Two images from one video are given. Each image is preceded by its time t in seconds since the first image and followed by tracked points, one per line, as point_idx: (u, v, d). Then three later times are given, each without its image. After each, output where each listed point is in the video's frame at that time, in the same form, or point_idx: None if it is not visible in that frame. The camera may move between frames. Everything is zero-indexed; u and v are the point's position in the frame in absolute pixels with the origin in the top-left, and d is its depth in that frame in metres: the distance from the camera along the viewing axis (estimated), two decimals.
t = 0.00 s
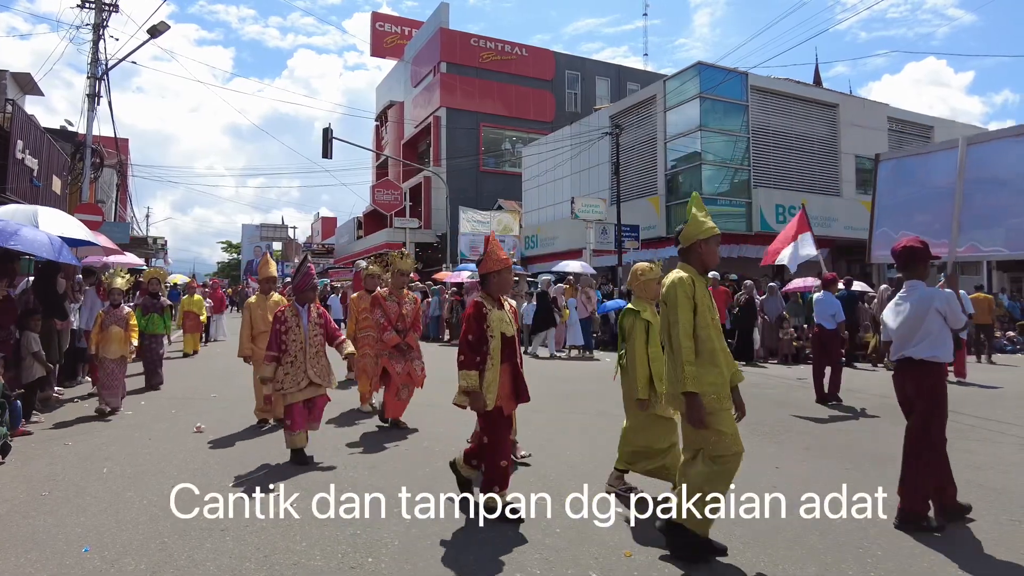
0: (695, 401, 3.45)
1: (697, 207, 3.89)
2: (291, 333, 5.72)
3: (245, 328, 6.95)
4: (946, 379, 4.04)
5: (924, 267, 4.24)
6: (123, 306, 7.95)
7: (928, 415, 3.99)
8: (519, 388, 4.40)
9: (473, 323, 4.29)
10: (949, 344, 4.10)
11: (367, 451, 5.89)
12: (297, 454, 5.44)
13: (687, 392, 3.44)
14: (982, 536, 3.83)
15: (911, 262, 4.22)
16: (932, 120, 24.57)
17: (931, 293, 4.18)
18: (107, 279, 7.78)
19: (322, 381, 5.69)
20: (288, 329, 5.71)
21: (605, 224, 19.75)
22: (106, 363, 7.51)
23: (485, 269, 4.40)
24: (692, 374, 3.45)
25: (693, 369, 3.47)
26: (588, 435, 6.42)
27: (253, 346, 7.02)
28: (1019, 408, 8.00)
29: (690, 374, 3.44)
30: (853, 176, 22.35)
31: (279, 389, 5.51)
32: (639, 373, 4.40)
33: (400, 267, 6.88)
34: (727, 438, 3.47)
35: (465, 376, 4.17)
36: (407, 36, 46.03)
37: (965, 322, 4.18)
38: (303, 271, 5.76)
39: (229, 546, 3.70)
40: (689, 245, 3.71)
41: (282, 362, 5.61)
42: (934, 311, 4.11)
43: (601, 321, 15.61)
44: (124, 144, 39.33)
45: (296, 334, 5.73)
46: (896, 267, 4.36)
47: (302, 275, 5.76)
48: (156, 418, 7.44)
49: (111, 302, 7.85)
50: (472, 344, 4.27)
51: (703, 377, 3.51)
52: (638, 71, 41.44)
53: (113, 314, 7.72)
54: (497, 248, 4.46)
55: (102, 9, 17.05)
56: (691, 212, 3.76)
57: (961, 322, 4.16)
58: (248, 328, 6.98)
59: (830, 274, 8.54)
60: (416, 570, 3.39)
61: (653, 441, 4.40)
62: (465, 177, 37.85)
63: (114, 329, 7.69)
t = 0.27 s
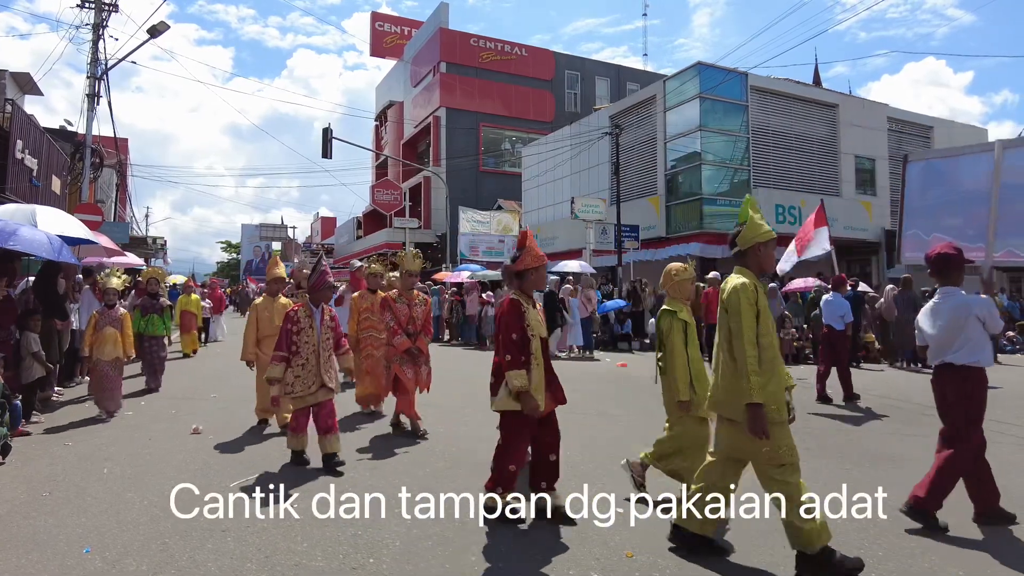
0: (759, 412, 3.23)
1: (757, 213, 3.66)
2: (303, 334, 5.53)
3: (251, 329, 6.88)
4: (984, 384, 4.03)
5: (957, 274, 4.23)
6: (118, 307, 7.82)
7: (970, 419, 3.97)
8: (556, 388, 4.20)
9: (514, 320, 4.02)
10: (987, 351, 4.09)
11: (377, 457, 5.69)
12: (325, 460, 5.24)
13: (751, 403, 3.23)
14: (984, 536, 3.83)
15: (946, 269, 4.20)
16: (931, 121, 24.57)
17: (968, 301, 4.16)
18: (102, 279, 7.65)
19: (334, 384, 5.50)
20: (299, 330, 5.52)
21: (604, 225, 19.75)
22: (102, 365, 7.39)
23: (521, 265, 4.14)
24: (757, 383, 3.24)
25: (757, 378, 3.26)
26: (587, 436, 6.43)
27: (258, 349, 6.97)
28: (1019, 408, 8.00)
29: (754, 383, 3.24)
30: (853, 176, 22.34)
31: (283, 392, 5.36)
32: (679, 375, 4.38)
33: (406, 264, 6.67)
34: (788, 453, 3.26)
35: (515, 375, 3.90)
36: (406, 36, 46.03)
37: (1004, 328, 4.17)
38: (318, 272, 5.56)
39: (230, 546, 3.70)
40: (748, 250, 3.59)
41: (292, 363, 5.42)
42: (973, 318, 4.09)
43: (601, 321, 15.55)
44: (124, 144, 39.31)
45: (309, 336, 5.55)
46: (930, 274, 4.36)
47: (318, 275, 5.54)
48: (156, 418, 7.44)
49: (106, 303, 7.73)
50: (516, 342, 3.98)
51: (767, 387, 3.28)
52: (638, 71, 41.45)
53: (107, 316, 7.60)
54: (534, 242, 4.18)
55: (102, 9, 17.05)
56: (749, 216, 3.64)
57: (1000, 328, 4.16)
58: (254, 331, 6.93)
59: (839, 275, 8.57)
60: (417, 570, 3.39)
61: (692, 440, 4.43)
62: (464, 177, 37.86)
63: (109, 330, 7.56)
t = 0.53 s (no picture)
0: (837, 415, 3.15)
1: (814, 206, 3.59)
2: (324, 331, 5.36)
3: (261, 326, 6.65)
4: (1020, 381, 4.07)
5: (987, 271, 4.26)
6: (117, 308, 7.53)
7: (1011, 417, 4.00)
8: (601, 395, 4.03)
9: (563, 325, 3.88)
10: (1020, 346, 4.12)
11: (388, 464, 5.47)
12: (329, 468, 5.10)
13: (829, 403, 3.15)
14: (984, 536, 3.83)
15: (976, 266, 4.24)
16: (931, 120, 24.56)
17: (1001, 297, 4.18)
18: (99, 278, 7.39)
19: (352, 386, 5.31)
20: (317, 326, 5.36)
21: (604, 225, 19.75)
22: (99, 367, 7.06)
23: (563, 267, 4.03)
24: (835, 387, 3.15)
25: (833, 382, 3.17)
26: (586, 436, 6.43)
27: (268, 347, 6.74)
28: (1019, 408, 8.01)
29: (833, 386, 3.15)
30: (853, 176, 22.34)
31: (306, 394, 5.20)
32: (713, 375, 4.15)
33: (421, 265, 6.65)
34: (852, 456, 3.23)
35: (568, 382, 3.77)
36: (406, 36, 46.04)
37: None
38: (343, 269, 5.35)
39: (230, 546, 3.70)
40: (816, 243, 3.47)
41: (310, 362, 5.25)
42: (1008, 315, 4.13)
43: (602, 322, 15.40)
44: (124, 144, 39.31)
45: (329, 334, 5.36)
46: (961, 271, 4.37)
47: (343, 272, 5.32)
48: (156, 418, 7.44)
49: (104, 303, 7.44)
50: (564, 347, 3.85)
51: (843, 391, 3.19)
52: (638, 71, 41.46)
53: (105, 316, 7.31)
54: (572, 243, 4.07)
55: (102, 9, 17.06)
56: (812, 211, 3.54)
57: None
58: (263, 328, 6.69)
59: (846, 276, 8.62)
60: (418, 570, 3.39)
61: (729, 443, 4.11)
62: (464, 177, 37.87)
63: (106, 331, 7.26)
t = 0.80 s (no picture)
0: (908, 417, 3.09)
1: (872, 208, 3.60)
2: (337, 334, 5.10)
3: (265, 329, 6.19)
4: None
5: None
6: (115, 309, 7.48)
7: None
8: (646, 396, 3.85)
9: (604, 324, 3.72)
10: None
11: (406, 470, 5.27)
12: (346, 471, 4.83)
13: (904, 403, 3.08)
14: (983, 536, 3.83)
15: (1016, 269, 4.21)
16: (931, 120, 24.55)
17: None
18: (98, 279, 7.31)
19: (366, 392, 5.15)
20: (331, 330, 5.09)
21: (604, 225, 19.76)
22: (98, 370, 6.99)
23: (603, 267, 3.87)
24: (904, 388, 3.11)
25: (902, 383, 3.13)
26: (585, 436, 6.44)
27: (271, 350, 6.27)
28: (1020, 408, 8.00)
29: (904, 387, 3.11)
30: (853, 176, 22.34)
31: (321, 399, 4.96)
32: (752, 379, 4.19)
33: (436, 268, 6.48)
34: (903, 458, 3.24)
35: (606, 384, 3.59)
36: (406, 36, 46.04)
37: None
38: (354, 268, 5.14)
39: (229, 546, 3.70)
40: (867, 245, 3.52)
41: (324, 366, 5.05)
42: None
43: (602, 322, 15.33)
44: (123, 143, 39.35)
45: (343, 337, 5.11)
46: (994, 273, 4.36)
47: (355, 271, 5.13)
48: (155, 418, 7.44)
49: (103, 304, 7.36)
50: (605, 347, 3.68)
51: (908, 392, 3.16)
52: (638, 71, 41.45)
53: (104, 317, 7.23)
54: (615, 241, 3.91)
55: (102, 9, 17.06)
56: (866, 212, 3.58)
57: None
58: (268, 331, 6.22)
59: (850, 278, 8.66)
60: (419, 570, 3.39)
61: (759, 450, 4.18)
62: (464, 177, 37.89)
63: (106, 333, 7.20)
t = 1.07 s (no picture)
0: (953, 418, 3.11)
1: (922, 211, 3.64)
2: (351, 340, 4.92)
3: (265, 332, 6.01)
4: None
5: None
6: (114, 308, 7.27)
7: None
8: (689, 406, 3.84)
9: (647, 330, 3.65)
10: None
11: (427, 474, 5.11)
12: (355, 483, 4.61)
13: (948, 407, 3.12)
14: (983, 537, 3.84)
15: None
16: (931, 120, 24.55)
17: None
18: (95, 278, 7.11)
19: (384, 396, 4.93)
20: (345, 335, 4.91)
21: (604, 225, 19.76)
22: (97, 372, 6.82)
23: (643, 270, 3.84)
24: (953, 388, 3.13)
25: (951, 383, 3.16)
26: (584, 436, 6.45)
27: (270, 354, 6.08)
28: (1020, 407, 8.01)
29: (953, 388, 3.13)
30: (852, 176, 22.34)
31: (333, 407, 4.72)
32: (796, 380, 4.16)
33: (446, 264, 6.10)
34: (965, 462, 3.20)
35: (649, 395, 3.54)
36: (406, 36, 46.04)
37: None
38: (364, 267, 4.93)
39: (228, 546, 3.70)
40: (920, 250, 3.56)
41: (340, 372, 4.84)
42: None
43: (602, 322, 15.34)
44: (123, 143, 39.38)
45: (357, 341, 4.94)
46: None
47: (366, 270, 4.92)
48: (155, 418, 7.44)
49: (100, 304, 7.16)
50: (649, 355, 3.63)
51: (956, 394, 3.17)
52: (638, 71, 41.43)
53: (102, 318, 7.03)
54: (655, 242, 3.87)
55: (101, 9, 17.05)
56: (917, 216, 3.61)
57: None
58: (269, 334, 6.04)
59: (851, 276, 8.66)
60: (418, 570, 3.39)
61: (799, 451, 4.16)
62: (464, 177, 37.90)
63: (104, 333, 6.98)
